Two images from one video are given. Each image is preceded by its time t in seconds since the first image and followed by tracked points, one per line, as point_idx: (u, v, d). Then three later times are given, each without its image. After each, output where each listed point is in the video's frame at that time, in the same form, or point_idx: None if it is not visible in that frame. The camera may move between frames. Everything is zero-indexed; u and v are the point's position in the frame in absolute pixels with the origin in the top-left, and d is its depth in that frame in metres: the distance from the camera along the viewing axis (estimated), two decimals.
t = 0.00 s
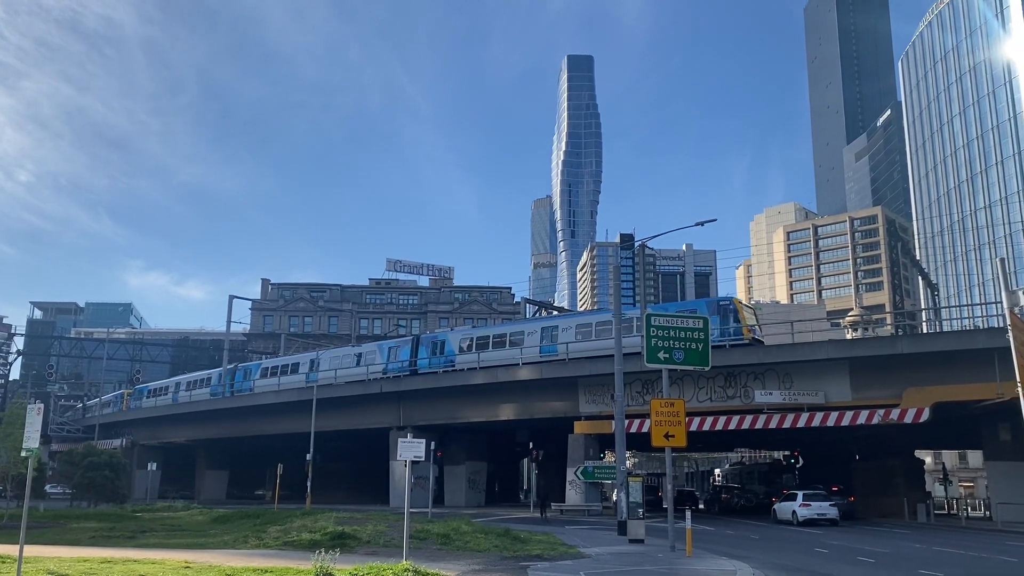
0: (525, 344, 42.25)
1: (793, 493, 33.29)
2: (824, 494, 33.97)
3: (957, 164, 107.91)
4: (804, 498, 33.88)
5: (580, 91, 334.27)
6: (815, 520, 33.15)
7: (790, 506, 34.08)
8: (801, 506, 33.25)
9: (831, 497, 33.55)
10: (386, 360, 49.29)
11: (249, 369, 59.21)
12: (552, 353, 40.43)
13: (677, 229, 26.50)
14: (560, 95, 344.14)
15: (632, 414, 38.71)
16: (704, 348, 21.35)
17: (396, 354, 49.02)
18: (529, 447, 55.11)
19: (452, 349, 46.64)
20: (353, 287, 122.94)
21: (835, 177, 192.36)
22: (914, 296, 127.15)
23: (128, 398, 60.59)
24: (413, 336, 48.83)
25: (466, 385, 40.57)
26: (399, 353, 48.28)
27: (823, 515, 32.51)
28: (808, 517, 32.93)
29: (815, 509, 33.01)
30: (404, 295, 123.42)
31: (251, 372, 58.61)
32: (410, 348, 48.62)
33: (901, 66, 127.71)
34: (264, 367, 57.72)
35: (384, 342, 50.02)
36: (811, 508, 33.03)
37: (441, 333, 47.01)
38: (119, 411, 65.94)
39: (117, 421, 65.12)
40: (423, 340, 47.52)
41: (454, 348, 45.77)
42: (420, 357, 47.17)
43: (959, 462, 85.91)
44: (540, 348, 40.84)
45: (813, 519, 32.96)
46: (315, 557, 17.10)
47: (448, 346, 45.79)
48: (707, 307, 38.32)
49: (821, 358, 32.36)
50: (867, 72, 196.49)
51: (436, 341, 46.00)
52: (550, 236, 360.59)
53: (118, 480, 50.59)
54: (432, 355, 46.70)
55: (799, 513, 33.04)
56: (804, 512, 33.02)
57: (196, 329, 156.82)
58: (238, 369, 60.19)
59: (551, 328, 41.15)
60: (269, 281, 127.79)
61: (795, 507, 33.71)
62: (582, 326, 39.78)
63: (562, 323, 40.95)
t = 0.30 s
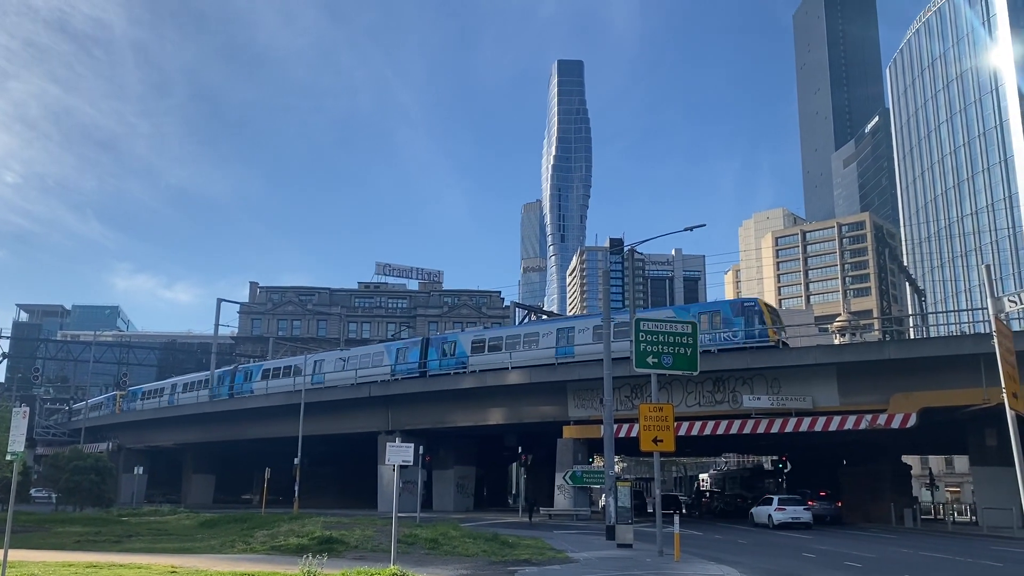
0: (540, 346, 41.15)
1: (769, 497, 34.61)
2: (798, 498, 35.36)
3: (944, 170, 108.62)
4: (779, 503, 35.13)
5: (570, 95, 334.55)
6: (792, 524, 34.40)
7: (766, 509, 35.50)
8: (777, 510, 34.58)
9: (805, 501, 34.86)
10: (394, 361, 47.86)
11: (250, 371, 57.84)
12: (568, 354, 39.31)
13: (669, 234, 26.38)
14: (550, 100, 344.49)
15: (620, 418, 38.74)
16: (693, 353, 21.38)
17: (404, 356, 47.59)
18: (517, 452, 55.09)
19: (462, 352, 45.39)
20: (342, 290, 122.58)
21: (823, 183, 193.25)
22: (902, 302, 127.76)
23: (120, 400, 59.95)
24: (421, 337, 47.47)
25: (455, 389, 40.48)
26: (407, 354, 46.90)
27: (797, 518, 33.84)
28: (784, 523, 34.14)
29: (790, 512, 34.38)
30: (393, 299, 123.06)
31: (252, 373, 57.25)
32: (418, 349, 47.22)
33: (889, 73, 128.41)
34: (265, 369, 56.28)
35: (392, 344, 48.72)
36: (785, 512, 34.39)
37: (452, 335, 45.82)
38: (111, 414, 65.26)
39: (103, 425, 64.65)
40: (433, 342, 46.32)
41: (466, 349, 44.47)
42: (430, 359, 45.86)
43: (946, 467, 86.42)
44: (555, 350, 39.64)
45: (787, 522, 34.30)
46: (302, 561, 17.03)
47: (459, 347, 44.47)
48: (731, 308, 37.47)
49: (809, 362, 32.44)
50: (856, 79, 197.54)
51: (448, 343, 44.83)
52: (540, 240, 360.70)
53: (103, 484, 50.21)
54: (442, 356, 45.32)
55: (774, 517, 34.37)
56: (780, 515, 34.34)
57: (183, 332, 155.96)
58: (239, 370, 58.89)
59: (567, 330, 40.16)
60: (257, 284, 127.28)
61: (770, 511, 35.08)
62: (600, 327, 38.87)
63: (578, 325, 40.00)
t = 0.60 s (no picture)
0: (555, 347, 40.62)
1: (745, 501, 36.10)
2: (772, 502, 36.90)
3: (929, 177, 109.50)
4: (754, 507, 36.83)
5: (559, 100, 335.04)
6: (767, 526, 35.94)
7: (741, 513, 36.97)
8: (752, 514, 36.11)
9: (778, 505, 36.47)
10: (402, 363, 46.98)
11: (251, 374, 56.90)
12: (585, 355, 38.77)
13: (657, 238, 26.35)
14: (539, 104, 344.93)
15: (608, 423, 38.79)
16: (680, 358, 21.35)
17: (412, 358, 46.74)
18: (505, 456, 55.09)
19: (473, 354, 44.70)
20: (330, 294, 122.19)
21: (810, 189, 194.34)
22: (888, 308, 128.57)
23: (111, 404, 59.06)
24: (431, 340, 46.78)
25: (443, 393, 40.43)
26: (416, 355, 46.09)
27: (771, 521, 35.39)
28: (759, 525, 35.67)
29: (764, 516, 35.91)
30: (382, 302, 122.77)
31: (253, 376, 56.31)
32: (427, 351, 46.48)
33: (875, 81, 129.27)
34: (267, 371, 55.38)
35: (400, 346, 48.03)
36: (760, 516, 35.92)
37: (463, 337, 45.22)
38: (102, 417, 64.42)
39: (88, 428, 64.19)
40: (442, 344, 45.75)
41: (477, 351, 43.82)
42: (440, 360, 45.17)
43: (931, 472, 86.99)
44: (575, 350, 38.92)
45: (761, 525, 35.84)
46: (288, 566, 17.02)
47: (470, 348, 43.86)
48: (756, 310, 37.57)
49: (794, 368, 32.63)
50: (843, 86, 198.74)
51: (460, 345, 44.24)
52: (528, 245, 360.90)
53: (88, 488, 49.86)
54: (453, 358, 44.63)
55: (749, 520, 35.88)
56: (754, 519, 35.86)
57: (170, 335, 155.11)
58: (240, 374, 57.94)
59: (584, 331, 39.96)
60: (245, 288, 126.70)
61: (745, 515, 36.57)
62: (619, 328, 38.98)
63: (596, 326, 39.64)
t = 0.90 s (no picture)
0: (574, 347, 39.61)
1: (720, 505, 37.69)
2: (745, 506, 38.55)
3: (915, 184, 110.21)
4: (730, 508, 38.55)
5: (549, 105, 335.49)
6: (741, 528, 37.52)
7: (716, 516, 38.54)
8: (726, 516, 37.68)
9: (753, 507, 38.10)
10: (411, 364, 45.75)
11: (251, 375, 55.67)
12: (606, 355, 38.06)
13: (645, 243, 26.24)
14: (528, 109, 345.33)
15: (596, 427, 38.83)
16: (668, 362, 21.32)
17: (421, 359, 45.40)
18: (492, 460, 55.06)
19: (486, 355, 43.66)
20: (317, 297, 121.78)
21: (797, 195, 195.39)
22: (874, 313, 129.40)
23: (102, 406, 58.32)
24: (440, 340, 45.40)
25: (430, 397, 40.36)
26: (426, 356, 44.68)
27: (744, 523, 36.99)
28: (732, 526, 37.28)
29: (738, 519, 37.48)
30: (369, 306, 122.47)
31: (253, 377, 55.09)
32: (437, 352, 45.09)
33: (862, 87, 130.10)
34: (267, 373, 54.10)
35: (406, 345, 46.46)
36: (734, 519, 37.51)
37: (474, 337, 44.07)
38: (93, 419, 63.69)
39: (73, 431, 63.70)
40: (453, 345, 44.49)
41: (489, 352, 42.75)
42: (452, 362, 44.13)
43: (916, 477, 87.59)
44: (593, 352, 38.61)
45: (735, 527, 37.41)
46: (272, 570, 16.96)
47: (482, 350, 42.82)
48: (780, 312, 36.41)
49: (782, 372, 32.72)
50: (830, 92, 199.86)
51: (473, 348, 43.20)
52: (516, 249, 361.10)
53: (72, 493, 49.49)
54: (465, 360, 43.64)
55: (723, 522, 37.46)
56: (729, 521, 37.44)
57: (156, 338, 154.26)
58: (239, 374, 56.71)
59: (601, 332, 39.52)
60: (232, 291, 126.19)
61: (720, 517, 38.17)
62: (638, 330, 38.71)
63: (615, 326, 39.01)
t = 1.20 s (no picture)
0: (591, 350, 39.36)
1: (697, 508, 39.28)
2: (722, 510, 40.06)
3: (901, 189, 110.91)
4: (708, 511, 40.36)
5: (538, 108, 335.79)
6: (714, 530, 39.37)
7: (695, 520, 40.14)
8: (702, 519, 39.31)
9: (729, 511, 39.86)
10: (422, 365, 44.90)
11: (253, 377, 54.46)
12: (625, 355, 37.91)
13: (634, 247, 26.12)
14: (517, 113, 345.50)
15: (584, 431, 38.90)
16: (655, 365, 21.29)
17: (432, 359, 44.53)
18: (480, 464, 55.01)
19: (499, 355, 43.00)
20: (305, 300, 121.41)
21: (784, 200, 196.32)
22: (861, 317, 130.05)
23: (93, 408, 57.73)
24: (451, 340, 44.59)
25: (418, 401, 40.31)
26: (438, 357, 43.97)
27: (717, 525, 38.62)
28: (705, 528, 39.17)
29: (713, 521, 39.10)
30: (358, 309, 122.17)
31: (255, 378, 53.89)
32: (448, 353, 44.46)
33: (848, 93, 130.86)
34: (270, 373, 52.92)
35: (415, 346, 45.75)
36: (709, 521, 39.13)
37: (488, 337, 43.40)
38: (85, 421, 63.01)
39: (57, 434, 63.22)
40: (466, 346, 43.74)
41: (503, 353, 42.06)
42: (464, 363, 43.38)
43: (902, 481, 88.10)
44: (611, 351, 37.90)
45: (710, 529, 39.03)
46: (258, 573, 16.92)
47: (496, 350, 42.17)
48: (806, 312, 36.08)
49: (769, 376, 32.83)
50: (817, 98, 200.77)
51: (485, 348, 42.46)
52: (505, 253, 361.24)
53: (57, 496, 49.10)
54: (478, 360, 43.06)
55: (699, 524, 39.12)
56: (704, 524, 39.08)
57: (142, 341, 153.31)
58: (241, 376, 55.56)
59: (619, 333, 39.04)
60: (219, 293, 125.69)
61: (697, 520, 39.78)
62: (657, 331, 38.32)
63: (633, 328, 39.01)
